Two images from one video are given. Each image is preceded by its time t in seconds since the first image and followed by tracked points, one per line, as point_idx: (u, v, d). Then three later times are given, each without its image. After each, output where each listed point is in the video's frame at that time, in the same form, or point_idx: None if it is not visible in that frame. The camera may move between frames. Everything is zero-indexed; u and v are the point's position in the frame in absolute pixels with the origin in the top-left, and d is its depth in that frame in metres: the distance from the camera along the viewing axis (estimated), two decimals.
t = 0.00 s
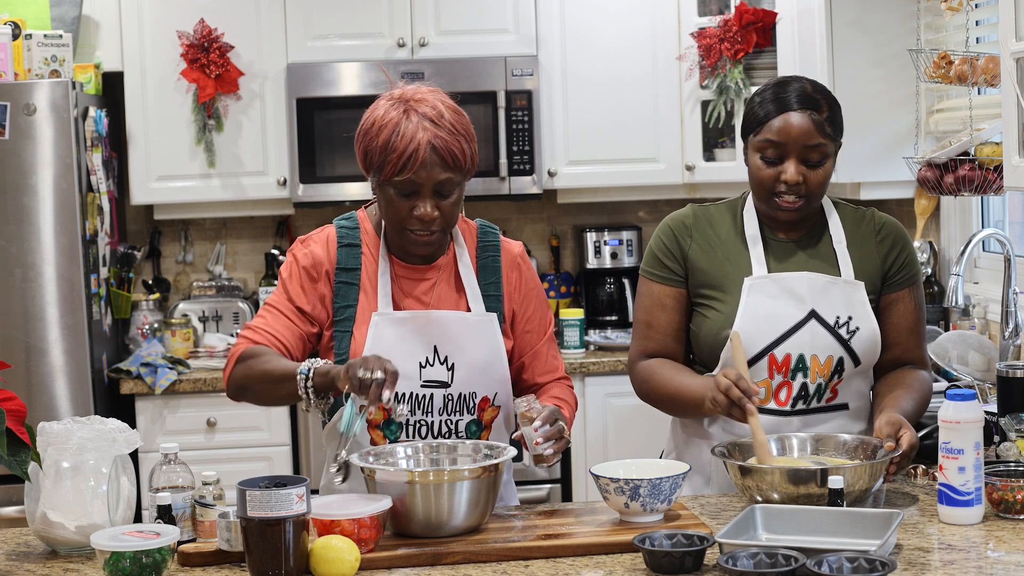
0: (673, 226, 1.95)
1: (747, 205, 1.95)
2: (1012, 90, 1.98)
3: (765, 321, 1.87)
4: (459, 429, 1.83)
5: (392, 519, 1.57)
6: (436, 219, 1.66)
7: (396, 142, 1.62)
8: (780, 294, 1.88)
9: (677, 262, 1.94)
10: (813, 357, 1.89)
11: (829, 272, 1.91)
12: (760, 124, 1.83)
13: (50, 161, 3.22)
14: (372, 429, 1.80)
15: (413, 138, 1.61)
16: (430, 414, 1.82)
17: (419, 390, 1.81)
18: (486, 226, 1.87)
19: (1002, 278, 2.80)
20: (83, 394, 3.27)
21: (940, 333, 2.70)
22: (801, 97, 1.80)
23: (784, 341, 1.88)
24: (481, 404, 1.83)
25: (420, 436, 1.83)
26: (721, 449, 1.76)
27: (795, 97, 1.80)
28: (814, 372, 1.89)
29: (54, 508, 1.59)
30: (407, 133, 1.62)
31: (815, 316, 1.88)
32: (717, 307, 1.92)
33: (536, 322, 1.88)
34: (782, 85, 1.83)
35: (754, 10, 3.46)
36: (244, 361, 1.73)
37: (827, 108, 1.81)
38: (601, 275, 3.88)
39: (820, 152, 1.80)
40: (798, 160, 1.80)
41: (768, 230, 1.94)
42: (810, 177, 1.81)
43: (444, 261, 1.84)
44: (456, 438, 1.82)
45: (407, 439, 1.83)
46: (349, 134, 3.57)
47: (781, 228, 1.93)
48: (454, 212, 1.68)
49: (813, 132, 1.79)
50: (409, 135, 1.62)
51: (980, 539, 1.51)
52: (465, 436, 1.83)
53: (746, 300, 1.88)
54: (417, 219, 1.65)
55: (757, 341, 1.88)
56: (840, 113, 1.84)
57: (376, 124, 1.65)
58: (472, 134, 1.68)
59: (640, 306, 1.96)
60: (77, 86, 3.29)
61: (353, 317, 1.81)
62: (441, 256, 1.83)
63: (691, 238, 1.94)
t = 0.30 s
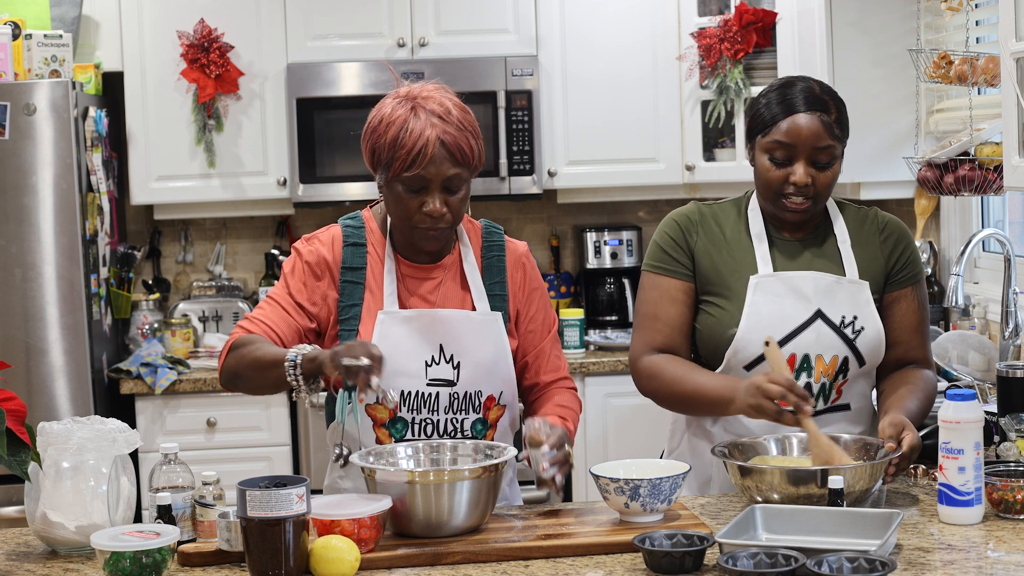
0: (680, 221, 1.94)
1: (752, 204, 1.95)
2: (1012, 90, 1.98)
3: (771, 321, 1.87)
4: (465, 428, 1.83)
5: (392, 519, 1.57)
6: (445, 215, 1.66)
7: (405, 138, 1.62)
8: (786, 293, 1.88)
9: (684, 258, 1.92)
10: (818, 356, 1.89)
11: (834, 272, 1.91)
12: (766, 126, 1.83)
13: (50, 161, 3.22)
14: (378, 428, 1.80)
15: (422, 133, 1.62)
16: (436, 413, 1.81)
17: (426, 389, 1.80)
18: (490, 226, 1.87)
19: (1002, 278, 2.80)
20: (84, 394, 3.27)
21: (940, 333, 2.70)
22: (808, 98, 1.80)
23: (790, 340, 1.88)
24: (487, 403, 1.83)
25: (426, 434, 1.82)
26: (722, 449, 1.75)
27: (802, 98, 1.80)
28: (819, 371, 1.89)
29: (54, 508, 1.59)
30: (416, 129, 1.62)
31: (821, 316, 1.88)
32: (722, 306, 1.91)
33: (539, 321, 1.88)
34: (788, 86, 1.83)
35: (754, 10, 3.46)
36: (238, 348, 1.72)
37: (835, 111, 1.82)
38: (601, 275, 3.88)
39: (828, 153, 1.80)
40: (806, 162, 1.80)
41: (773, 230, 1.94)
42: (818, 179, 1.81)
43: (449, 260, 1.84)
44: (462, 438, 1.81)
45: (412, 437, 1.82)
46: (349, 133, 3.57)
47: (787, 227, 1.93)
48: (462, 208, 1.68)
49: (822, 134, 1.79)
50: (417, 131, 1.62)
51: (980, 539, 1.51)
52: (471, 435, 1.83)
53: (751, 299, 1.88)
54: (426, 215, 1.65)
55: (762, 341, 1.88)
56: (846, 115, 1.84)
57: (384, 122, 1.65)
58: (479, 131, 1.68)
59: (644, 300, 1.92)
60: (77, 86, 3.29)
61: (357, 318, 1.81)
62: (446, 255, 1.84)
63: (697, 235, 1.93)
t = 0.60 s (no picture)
0: (681, 221, 1.94)
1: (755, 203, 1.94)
2: (1012, 90, 1.98)
3: (772, 322, 1.88)
4: (466, 427, 1.83)
5: (392, 519, 1.57)
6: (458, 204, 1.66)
7: (417, 126, 1.63)
8: (788, 294, 1.88)
9: (683, 259, 1.92)
10: (820, 358, 1.89)
11: (837, 273, 1.91)
12: (771, 126, 1.83)
13: (50, 161, 3.22)
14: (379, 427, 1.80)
15: (434, 121, 1.63)
16: (436, 411, 1.81)
17: (426, 388, 1.80)
18: (493, 227, 1.87)
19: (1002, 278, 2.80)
20: (84, 394, 3.28)
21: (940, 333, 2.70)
22: (812, 98, 1.80)
23: (791, 341, 1.88)
24: (487, 401, 1.83)
25: (427, 433, 1.82)
26: (721, 449, 1.75)
27: (807, 98, 1.80)
28: (820, 373, 1.89)
29: (54, 508, 1.58)
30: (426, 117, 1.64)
31: (824, 317, 1.88)
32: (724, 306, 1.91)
33: (539, 320, 1.87)
34: (793, 86, 1.83)
35: (754, 10, 3.46)
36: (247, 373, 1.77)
37: (840, 111, 1.82)
38: (601, 275, 3.88)
39: (834, 153, 1.80)
40: (811, 161, 1.80)
41: (775, 229, 1.94)
42: (823, 178, 1.81)
43: (451, 259, 1.84)
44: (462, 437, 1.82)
45: (413, 436, 1.82)
46: (349, 133, 3.57)
47: (789, 228, 1.93)
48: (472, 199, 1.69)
49: (828, 133, 1.79)
50: (428, 119, 1.63)
51: (980, 539, 1.50)
52: (472, 434, 1.83)
53: (752, 300, 1.88)
54: (439, 204, 1.65)
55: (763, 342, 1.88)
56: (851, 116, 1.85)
57: (390, 114, 1.66)
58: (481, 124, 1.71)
59: (639, 297, 1.93)
60: (77, 86, 3.29)
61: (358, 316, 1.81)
62: (447, 255, 1.84)
63: (697, 237, 1.93)
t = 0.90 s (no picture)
0: (677, 227, 1.94)
1: (752, 207, 1.94)
2: (1012, 90, 1.98)
3: (771, 327, 1.88)
4: (464, 426, 1.83)
5: (392, 519, 1.57)
6: (430, 220, 1.65)
7: (390, 143, 1.61)
8: (786, 297, 1.88)
9: (680, 265, 1.93)
10: (820, 361, 1.88)
11: (836, 276, 1.91)
12: (768, 126, 1.83)
13: (50, 161, 3.22)
14: (379, 426, 1.81)
15: (406, 139, 1.60)
16: (435, 409, 1.82)
17: (426, 385, 1.81)
18: (493, 226, 1.86)
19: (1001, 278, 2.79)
20: (84, 394, 3.28)
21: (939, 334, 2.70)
22: (810, 99, 1.80)
23: (792, 343, 1.88)
24: (486, 399, 1.83)
25: (426, 431, 1.82)
26: (721, 450, 1.75)
27: (804, 99, 1.80)
28: (821, 376, 1.89)
29: (54, 508, 1.58)
30: (401, 135, 1.61)
31: (824, 319, 1.88)
32: (725, 310, 1.91)
33: (539, 319, 1.86)
34: (791, 86, 1.83)
35: (754, 10, 3.46)
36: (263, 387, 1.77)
37: (838, 112, 1.82)
38: (601, 275, 3.88)
39: (830, 155, 1.80)
40: (808, 163, 1.80)
41: (773, 232, 1.94)
42: (819, 180, 1.81)
43: (451, 258, 1.84)
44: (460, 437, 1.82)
45: (412, 435, 1.82)
46: (349, 133, 3.57)
47: (788, 229, 1.93)
48: (450, 213, 1.67)
49: (825, 134, 1.79)
50: (402, 136, 1.61)
51: (980, 539, 1.51)
52: (471, 432, 1.83)
53: (751, 304, 1.88)
54: (411, 220, 1.65)
55: (763, 344, 1.88)
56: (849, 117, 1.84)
57: (373, 124, 1.64)
58: (472, 135, 1.65)
59: (640, 305, 1.95)
60: (77, 86, 3.29)
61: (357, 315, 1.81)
62: (446, 255, 1.83)
63: (696, 239, 1.93)
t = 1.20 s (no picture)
0: (679, 224, 1.94)
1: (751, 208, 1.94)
2: (1012, 90, 1.98)
3: (774, 325, 1.87)
4: (457, 427, 1.82)
5: (392, 519, 1.57)
6: (403, 228, 1.64)
7: (366, 151, 1.59)
8: (788, 294, 1.88)
9: (684, 260, 1.92)
10: (823, 359, 1.89)
11: (836, 274, 1.91)
12: (765, 126, 1.83)
13: (50, 161, 3.22)
14: (371, 426, 1.81)
15: (381, 148, 1.58)
16: (427, 411, 1.81)
17: (418, 387, 1.80)
18: (486, 224, 1.87)
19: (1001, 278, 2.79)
20: (84, 394, 3.28)
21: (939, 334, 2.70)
22: (806, 97, 1.81)
23: (794, 341, 1.88)
24: (478, 401, 1.82)
25: (418, 432, 1.81)
26: (721, 450, 1.75)
27: (801, 97, 1.81)
28: (824, 374, 1.89)
29: (54, 508, 1.58)
30: (376, 142, 1.59)
31: (825, 318, 1.88)
32: (727, 308, 1.91)
33: (540, 319, 1.86)
34: (786, 85, 1.83)
35: (754, 10, 3.46)
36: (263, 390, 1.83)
37: (834, 110, 1.82)
38: (601, 275, 3.88)
39: (827, 152, 1.80)
40: (805, 161, 1.80)
41: (773, 230, 1.94)
42: (817, 178, 1.81)
43: (443, 260, 1.83)
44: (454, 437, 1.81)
45: (405, 435, 1.82)
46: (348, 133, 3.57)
47: (787, 228, 1.93)
48: (425, 222, 1.66)
49: (821, 132, 1.79)
50: (377, 145, 1.59)
51: (980, 539, 1.50)
52: (463, 434, 1.82)
53: (754, 303, 1.88)
54: (384, 227, 1.64)
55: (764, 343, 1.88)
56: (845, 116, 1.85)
57: (354, 128, 1.63)
58: (451, 144, 1.62)
59: (642, 305, 1.92)
60: (77, 86, 3.29)
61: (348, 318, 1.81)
62: (439, 255, 1.83)
63: (697, 238, 1.93)
